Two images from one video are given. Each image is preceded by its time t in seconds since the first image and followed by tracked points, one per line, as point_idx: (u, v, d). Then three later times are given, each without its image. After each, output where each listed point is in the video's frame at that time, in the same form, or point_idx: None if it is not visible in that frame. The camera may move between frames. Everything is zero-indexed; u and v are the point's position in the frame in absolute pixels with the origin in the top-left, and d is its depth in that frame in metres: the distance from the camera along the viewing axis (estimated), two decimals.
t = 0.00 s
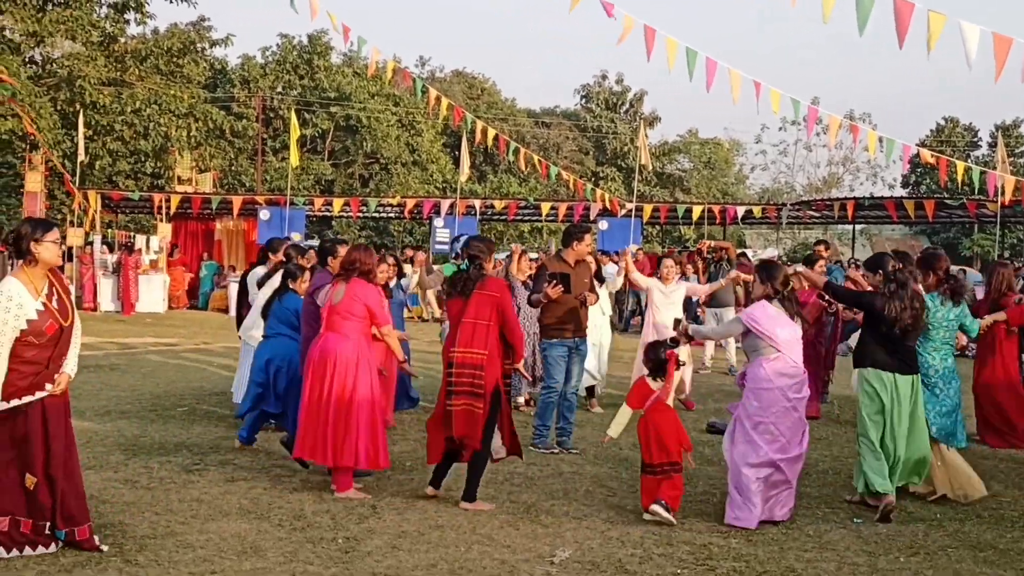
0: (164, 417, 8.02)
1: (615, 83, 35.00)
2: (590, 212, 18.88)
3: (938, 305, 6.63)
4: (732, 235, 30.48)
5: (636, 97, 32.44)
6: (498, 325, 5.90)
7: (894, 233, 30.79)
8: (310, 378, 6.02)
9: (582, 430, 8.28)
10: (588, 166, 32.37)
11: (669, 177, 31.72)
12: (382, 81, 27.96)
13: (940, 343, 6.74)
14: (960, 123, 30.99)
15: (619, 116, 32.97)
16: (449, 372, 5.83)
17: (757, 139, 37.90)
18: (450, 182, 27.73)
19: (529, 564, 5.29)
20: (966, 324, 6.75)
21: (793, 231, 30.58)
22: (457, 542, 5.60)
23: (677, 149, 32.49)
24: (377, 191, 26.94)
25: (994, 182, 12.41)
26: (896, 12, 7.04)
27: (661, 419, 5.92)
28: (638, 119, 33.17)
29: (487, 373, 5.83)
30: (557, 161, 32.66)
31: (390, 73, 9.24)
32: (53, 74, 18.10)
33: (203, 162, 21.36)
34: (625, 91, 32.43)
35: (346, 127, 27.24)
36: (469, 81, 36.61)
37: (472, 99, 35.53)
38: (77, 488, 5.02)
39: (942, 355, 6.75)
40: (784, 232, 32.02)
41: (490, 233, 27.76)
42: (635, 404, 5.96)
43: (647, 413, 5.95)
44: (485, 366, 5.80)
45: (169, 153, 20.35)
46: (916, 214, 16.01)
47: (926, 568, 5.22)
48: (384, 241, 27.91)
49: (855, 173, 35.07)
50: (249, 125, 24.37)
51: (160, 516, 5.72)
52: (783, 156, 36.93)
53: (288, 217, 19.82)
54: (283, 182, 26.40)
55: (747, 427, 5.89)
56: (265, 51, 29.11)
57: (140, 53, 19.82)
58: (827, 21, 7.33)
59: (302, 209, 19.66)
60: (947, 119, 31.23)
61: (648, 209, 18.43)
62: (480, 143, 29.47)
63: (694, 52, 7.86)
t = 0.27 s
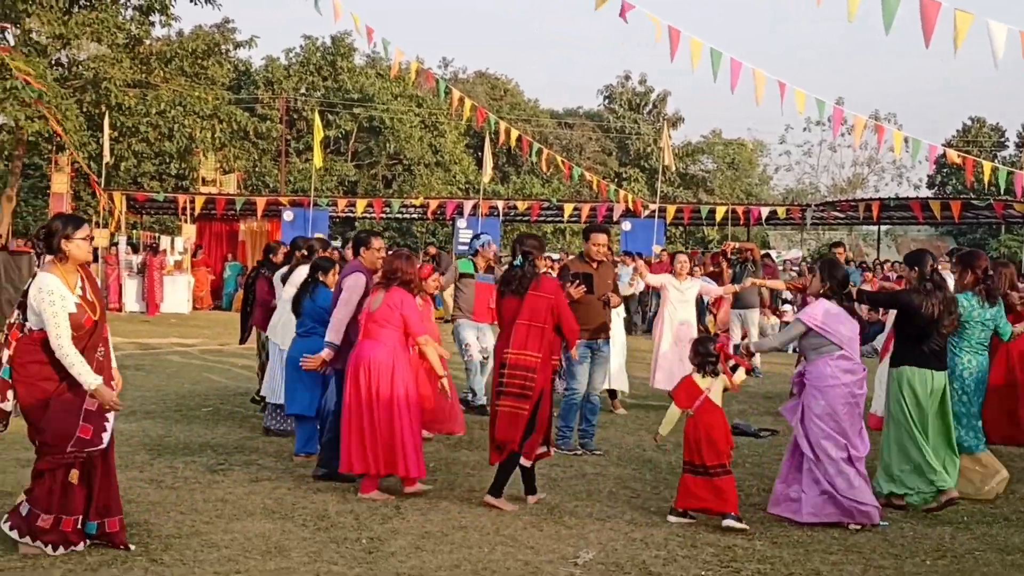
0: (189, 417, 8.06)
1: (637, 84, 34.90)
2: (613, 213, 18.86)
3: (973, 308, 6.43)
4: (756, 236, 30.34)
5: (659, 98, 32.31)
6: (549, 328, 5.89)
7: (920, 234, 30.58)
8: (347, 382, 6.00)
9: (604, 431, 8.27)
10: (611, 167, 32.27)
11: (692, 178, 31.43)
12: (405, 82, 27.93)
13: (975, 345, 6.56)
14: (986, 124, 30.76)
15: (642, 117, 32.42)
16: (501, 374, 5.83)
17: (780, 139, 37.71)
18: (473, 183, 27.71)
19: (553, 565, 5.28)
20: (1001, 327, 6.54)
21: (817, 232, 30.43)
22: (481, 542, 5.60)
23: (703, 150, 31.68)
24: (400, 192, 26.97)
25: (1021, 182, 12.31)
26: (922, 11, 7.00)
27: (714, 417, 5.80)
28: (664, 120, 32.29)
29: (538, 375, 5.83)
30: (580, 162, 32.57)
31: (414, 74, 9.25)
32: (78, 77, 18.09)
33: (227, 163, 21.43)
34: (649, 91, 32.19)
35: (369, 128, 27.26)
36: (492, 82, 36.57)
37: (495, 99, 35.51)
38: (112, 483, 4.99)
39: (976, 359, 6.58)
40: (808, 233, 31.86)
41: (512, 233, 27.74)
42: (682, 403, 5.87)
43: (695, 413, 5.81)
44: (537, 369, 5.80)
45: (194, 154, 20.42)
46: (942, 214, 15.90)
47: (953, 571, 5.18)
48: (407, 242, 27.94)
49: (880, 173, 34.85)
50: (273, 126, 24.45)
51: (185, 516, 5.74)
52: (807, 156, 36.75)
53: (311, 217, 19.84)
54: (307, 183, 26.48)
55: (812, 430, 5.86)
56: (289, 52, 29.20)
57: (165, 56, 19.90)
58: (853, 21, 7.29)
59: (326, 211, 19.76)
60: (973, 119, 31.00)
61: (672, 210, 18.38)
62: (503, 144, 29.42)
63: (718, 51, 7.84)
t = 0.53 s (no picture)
0: (216, 417, 8.10)
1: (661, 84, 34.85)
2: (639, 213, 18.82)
3: None
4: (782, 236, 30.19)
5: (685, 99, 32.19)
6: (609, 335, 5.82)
7: (949, 234, 30.31)
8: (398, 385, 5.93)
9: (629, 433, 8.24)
10: (636, 167, 32.15)
11: (718, 178, 31.34)
12: (431, 83, 27.92)
13: None
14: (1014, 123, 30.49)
15: (667, 118, 32.15)
16: (564, 385, 5.78)
17: (806, 140, 37.49)
18: (498, 184, 27.71)
19: (579, 566, 5.26)
20: None
21: (844, 233, 30.26)
22: (507, 543, 5.59)
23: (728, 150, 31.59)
24: (426, 193, 27.02)
25: None
26: (951, 11, 6.96)
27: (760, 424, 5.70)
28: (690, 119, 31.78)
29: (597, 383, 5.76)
30: (605, 162, 32.50)
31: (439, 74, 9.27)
32: (106, 79, 19.00)
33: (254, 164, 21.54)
34: (674, 91, 32.05)
35: (395, 129, 27.32)
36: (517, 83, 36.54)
37: (520, 100, 35.50)
38: (153, 480, 5.10)
39: None
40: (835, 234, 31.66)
41: (537, 234, 27.74)
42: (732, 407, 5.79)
43: (742, 417, 5.72)
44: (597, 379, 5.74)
45: (220, 155, 20.54)
46: (973, 215, 15.77)
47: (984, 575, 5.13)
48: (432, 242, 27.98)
49: (908, 174, 34.58)
50: (300, 127, 24.55)
51: (213, 515, 5.77)
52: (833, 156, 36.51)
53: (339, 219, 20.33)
54: (332, 183, 26.61)
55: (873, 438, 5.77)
56: (315, 53, 29.34)
57: (192, 57, 20.01)
58: (881, 20, 7.26)
59: (352, 211, 19.95)
60: (1001, 118, 30.74)
61: (698, 211, 18.32)
62: (527, 144, 29.40)
63: (745, 52, 7.81)
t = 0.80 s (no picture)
0: (244, 417, 8.14)
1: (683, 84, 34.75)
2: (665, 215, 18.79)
3: None
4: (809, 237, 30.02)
5: (710, 100, 32.04)
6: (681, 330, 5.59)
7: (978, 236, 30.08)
8: (447, 385, 5.81)
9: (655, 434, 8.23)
10: (661, 168, 32.05)
11: (744, 179, 31.28)
12: (456, 84, 27.90)
13: None
14: None
15: (692, 118, 32.09)
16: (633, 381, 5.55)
17: (832, 139, 37.27)
18: (523, 185, 27.70)
19: (605, 568, 5.24)
20: None
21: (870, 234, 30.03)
22: (533, 544, 5.59)
23: (753, 152, 31.58)
24: (450, 194, 27.06)
25: None
26: (979, 10, 6.91)
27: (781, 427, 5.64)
28: (714, 121, 32.18)
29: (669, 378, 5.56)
30: (630, 163, 32.40)
31: (465, 75, 9.29)
32: (134, 80, 19.50)
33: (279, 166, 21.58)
34: (699, 92, 31.93)
35: (420, 130, 27.36)
36: (542, 83, 36.48)
37: (544, 101, 35.46)
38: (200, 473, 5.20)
39: None
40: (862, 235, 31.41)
41: (562, 235, 27.72)
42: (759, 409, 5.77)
43: (767, 420, 5.68)
44: (670, 374, 5.52)
45: (246, 157, 20.63)
46: (1001, 216, 15.64)
47: None
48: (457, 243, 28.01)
49: (936, 174, 34.31)
50: (325, 129, 24.64)
51: (239, 515, 5.79)
52: (859, 156, 36.27)
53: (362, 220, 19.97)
54: (357, 184, 26.73)
55: (929, 444, 5.64)
56: (340, 55, 29.44)
57: (219, 59, 20.09)
58: (909, 18, 7.22)
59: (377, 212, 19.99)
60: None
61: (724, 212, 18.27)
62: (551, 145, 29.36)
63: (771, 52, 7.79)
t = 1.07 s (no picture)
0: (272, 418, 8.19)
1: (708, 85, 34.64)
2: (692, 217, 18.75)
3: None
4: (837, 238, 29.81)
5: (738, 101, 31.89)
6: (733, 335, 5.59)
7: (1008, 237, 29.77)
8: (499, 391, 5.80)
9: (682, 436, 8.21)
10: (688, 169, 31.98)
11: (771, 180, 31.21)
12: (483, 85, 27.81)
13: None
14: None
15: (720, 119, 32.10)
16: (687, 386, 5.54)
17: (860, 141, 36.98)
18: (549, 186, 27.69)
19: (634, 570, 5.23)
20: None
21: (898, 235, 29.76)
22: (561, 546, 5.58)
23: (780, 153, 31.47)
24: (477, 196, 27.10)
25: None
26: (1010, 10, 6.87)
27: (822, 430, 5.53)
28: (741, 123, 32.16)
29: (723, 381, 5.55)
30: (657, 164, 32.24)
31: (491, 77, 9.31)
32: (164, 83, 19.59)
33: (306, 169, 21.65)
34: (726, 93, 31.81)
35: (446, 132, 27.42)
36: (568, 84, 36.38)
37: (571, 102, 35.37)
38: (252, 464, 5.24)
39: None
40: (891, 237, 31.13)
41: (589, 236, 27.68)
42: (801, 412, 5.71)
43: (809, 421, 5.59)
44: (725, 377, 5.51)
45: (274, 159, 20.75)
46: None
47: None
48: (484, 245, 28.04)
49: (965, 175, 34.00)
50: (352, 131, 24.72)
51: (269, 515, 5.82)
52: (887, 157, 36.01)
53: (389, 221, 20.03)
54: (384, 186, 26.86)
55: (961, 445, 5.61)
56: (367, 57, 29.55)
57: (247, 62, 20.34)
58: (938, 19, 7.19)
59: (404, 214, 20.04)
60: None
61: (751, 214, 18.21)
62: (578, 146, 29.33)
63: (800, 53, 7.77)
